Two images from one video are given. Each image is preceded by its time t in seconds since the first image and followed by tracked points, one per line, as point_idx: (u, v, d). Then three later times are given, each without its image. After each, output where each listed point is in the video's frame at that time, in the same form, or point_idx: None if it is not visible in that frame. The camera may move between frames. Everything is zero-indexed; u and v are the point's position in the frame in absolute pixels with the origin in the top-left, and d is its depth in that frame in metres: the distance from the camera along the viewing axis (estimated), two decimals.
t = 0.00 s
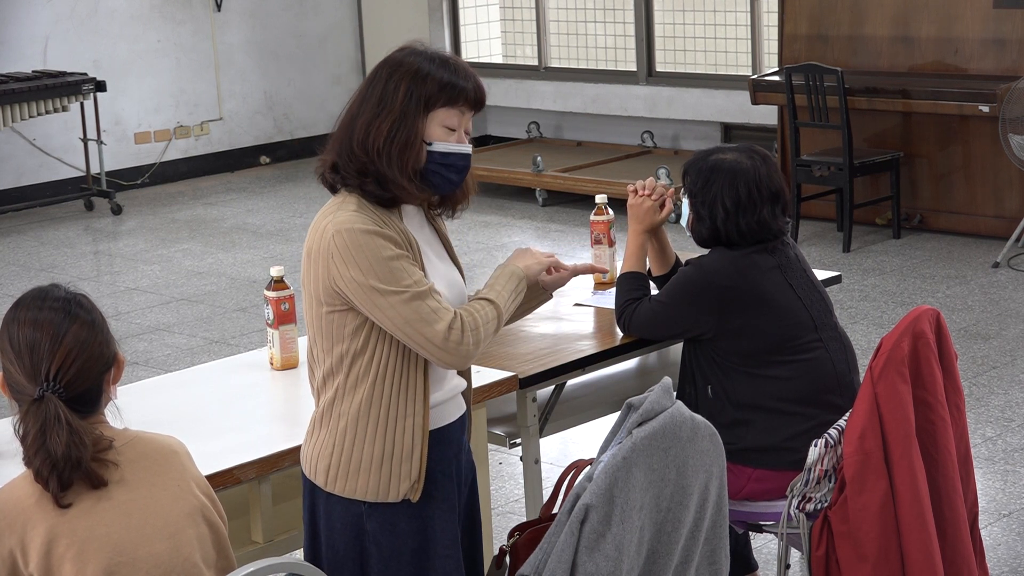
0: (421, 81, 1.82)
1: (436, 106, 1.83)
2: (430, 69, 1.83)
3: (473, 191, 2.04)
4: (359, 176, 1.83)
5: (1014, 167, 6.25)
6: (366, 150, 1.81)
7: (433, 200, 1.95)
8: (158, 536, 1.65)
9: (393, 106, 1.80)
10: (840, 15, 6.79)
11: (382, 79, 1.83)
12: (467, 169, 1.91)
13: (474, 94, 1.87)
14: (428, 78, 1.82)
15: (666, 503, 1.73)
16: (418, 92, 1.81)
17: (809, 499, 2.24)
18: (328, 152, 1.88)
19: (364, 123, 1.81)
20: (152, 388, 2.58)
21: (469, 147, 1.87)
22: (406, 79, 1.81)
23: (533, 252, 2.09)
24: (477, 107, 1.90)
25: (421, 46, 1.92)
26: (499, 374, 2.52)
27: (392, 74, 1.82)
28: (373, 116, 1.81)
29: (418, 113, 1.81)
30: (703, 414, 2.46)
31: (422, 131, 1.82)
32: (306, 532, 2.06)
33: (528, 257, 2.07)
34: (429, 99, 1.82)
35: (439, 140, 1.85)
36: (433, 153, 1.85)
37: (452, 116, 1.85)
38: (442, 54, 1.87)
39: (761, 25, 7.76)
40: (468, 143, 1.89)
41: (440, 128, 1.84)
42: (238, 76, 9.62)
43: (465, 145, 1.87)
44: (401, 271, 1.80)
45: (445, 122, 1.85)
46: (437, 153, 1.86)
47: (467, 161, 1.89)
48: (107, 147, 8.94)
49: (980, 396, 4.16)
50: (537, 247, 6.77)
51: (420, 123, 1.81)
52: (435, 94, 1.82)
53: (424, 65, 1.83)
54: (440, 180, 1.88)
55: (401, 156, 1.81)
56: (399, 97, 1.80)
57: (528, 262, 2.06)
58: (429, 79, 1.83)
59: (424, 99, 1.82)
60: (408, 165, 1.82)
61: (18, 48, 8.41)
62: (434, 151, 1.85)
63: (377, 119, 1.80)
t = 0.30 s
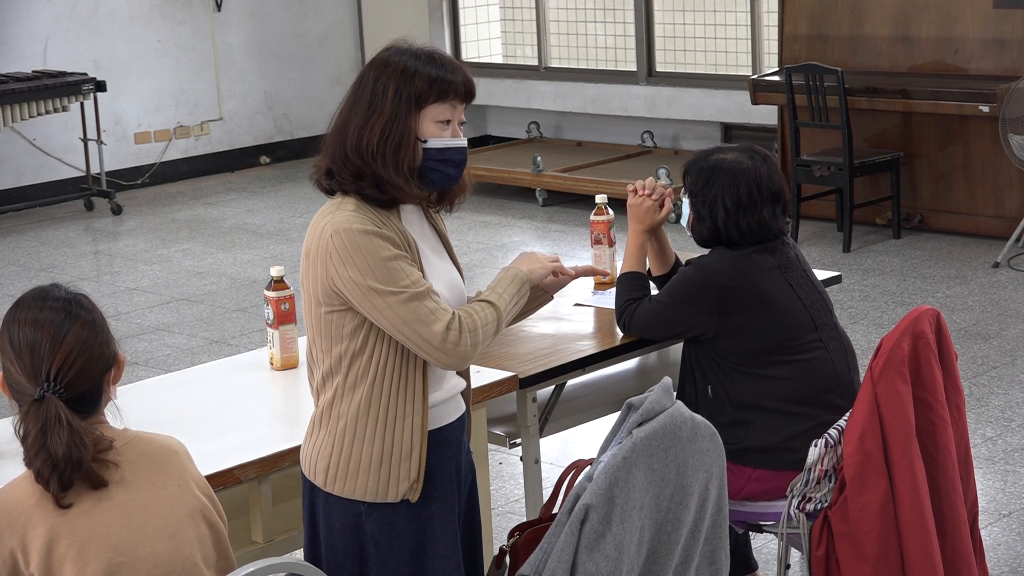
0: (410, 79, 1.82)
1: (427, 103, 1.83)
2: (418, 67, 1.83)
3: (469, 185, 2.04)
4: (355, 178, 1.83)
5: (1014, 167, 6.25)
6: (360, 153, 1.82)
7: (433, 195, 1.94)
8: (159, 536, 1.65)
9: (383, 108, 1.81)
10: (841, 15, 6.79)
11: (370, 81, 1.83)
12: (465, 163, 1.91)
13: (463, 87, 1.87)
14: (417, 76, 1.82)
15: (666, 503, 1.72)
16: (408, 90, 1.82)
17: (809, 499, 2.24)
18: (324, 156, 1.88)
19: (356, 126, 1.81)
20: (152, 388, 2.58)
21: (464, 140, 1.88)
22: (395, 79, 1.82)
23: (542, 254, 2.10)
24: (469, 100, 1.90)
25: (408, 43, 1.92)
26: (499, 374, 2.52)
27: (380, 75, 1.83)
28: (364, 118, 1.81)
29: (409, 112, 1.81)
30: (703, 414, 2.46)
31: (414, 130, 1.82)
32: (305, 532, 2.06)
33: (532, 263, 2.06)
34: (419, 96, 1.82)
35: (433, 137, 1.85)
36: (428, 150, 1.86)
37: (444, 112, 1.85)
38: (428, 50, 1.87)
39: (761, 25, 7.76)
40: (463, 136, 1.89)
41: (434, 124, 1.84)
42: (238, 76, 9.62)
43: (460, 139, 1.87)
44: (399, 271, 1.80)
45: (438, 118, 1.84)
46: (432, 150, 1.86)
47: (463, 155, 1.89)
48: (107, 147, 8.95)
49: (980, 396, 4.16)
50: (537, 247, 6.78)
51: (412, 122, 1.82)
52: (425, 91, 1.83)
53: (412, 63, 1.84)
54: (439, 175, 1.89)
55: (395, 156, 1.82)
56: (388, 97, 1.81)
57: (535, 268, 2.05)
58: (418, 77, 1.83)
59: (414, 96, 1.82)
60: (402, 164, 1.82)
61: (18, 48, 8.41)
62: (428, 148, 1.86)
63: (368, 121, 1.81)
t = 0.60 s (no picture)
0: (406, 80, 1.82)
1: (424, 102, 1.83)
2: (414, 65, 1.83)
3: (467, 183, 2.04)
4: (353, 181, 1.83)
5: (1014, 167, 6.25)
6: (359, 156, 1.82)
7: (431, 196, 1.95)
8: (159, 537, 1.65)
9: (379, 110, 1.81)
10: (840, 15, 6.79)
11: (366, 83, 1.82)
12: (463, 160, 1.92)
13: (459, 85, 1.87)
14: (413, 75, 1.82)
15: (666, 503, 1.73)
16: (404, 90, 1.82)
17: (809, 499, 2.24)
18: (321, 160, 1.87)
19: (353, 129, 1.81)
20: (152, 388, 2.58)
21: (462, 138, 1.88)
22: (390, 81, 1.82)
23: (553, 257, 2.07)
24: (465, 97, 1.90)
25: (401, 42, 1.92)
26: (499, 375, 2.52)
27: (375, 76, 1.82)
28: (361, 120, 1.81)
29: (406, 113, 1.81)
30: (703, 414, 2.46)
31: (412, 131, 1.83)
32: (305, 532, 2.06)
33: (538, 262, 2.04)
34: (416, 97, 1.82)
35: (431, 136, 1.86)
36: (427, 149, 1.86)
37: (441, 110, 1.85)
38: (421, 48, 1.87)
39: (761, 25, 7.76)
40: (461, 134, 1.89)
41: (431, 123, 1.85)
42: (238, 76, 9.62)
43: (458, 137, 1.88)
44: (398, 271, 1.80)
45: (435, 117, 1.85)
46: (431, 149, 1.87)
47: (462, 153, 1.90)
48: (107, 147, 8.95)
49: (980, 396, 4.16)
50: (537, 247, 6.78)
51: (409, 123, 1.82)
52: (421, 91, 1.82)
53: (406, 62, 1.83)
54: (438, 173, 1.89)
55: (393, 157, 1.82)
56: (384, 99, 1.81)
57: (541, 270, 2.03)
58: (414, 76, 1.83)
59: (410, 97, 1.82)
60: (401, 165, 1.83)
61: (19, 48, 8.41)
62: (427, 148, 1.86)
63: (365, 122, 1.81)
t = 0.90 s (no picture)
0: (404, 86, 1.80)
1: (425, 106, 1.82)
2: (411, 68, 1.81)
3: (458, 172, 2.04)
4: (363, 193, 1.82)
5: (1014, 167, 6.25)
6: (368, 169, 1.81)
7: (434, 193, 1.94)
8: (161, 537, 1.65)
9: (383, 123, 1.79)
10: (840, 15, 6.79)
11: (365, 91, 1.80)
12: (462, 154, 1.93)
13: (454, 81, 1.86)
14: (412, 78, 1.81)
15: (666, 503, 1.73)
16: (406, 96, 1.80)
17: (809, 499, 2.24)
18: (322, 171, 1.85)
19: (359, 143, 1.80)
20: (152, 388, 2.58)
21: (462, 133, 1.89)
22: (389, 92, 1.79)
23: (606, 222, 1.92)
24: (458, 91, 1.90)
25: (385, 39, 1.89)
26: (499, 375, 2.51)
27: (372, 88, 1.80)
28: (366, 133, 1.79)
29: (409, 120, 1.80)
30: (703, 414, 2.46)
31: (417, 137, 1.82)
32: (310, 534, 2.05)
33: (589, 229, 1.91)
34: (417, 102, 1.81)
35: (434, 139, 1.86)
36: (432, 151, 1.87)
37: (441, 110, 1.85)
38: (410, 45, 1.84)
39: (761, 25, 7.76)
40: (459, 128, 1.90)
41: (433, 126, 1.84)
42: (238, 76, 9.62)
43: (458, 133, 1.88)
44: (421, 258, 1.80)
45: (436, 119, 1.84)
46: (434, 150, 1.87)
47: (461, 148, 1.91)
48: (107, 147, 8.95)
49: (980, 396, 4.16)
50: (537, 247, 6.78)
51: (413, 130, 1.81)
52: (421, 95, 1.81)
53: (401, 67, 1.81)
54: (442, 171, 1.90)
55: (403, 167, 1.81)
56: (387, 111, 1.79)
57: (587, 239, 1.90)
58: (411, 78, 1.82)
59: (412, 102, 1.80)
60: (411, 173, 1.83)
61: (19, 48, 8.41)
62: (433, 151, 1.87)
63: (371, 135, 1.79)
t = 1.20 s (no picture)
0: (399, 101, 1.79)
1: (421, 121, 1.81)
2: (404, 80, 1.80)
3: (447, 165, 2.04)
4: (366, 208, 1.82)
5: (1014, 167, 6.25)
6: (369, 188, 1.81)
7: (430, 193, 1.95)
8: (162, 538, 1.65)
9: (381, 141, 1.79)
10: (841, 15, 6.79)
11: (361, 109, 1.79)
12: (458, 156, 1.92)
13: (448, 90, 1.84)
14: (407, 92, 1.79)
15: (666, 503, 1.73)
16: (401, 112, 1.79)
17: (809, 499, 2.24)
18: (323, 190, 1.85)
19: (358, 162, 1.80)
20: (153, 388, 2.58)
21: (457, 138, 1.88)
22: (384, 108, 1.78)
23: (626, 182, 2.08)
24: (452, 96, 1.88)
25: (375, 48, 1.86)
26: (498, 374, 2.52)
27: (367, 106, 1.79)
28: (365, 152, 1.79)
29: (406, 136, 1.80)
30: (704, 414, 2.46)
31: (414, 151, 1.82)
32: (323, 539, 2.02)
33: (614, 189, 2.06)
34: (412, 116, 1.80)
35: (430, 149, 1.85)
36: (430, 159, 1.87)
37: (437, 121, 1.84)
38: (402, 53, 1.82)
39: (761, 25, 7.76)
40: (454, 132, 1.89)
41: (429, 137, 1.84)
42: (238, 76, 9.62)
43: (453, 139, 1.88)
44: (451, 245, 1.85)
45: (432, 130, 1.84)
46: (431, 159, 1.87)
47: (458, 152, 1.90)
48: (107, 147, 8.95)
49: (980, 396, 4.16)
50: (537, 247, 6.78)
51: (410, 145, 1.81)
52: (415, 108, 1.80)
53: (396, 80, 1.79)
54: (440, 175, 1.90)
55: (403, 183, 1.82)
56: (383, 129, 1.78)
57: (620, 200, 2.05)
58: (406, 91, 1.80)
59: (407, 117, 1.79)
60: (412, 188, 1.83)
61: (18, 48, 8.40)
62: (430, 160, 1.87)
63: (370, 154, 1.79)
